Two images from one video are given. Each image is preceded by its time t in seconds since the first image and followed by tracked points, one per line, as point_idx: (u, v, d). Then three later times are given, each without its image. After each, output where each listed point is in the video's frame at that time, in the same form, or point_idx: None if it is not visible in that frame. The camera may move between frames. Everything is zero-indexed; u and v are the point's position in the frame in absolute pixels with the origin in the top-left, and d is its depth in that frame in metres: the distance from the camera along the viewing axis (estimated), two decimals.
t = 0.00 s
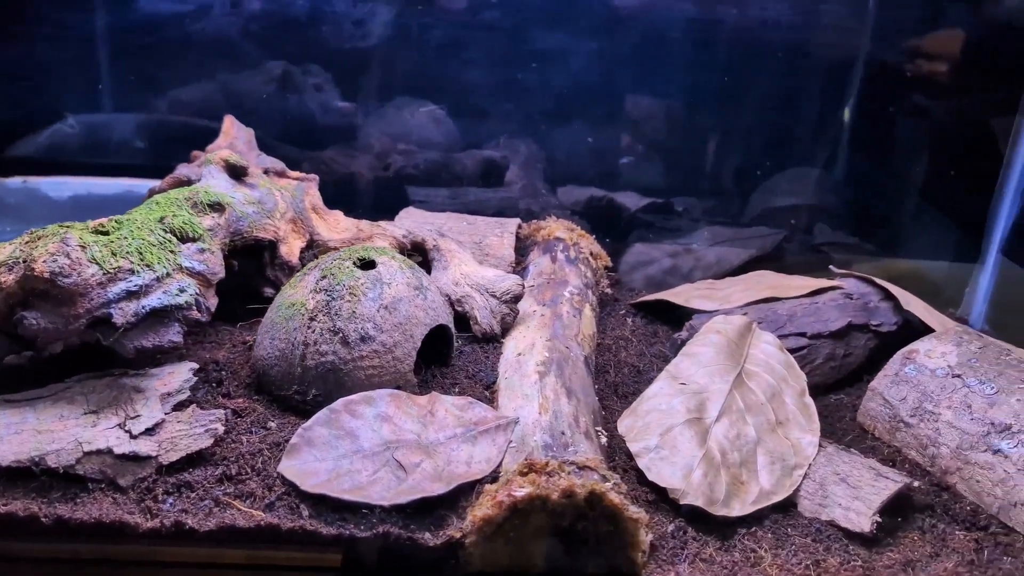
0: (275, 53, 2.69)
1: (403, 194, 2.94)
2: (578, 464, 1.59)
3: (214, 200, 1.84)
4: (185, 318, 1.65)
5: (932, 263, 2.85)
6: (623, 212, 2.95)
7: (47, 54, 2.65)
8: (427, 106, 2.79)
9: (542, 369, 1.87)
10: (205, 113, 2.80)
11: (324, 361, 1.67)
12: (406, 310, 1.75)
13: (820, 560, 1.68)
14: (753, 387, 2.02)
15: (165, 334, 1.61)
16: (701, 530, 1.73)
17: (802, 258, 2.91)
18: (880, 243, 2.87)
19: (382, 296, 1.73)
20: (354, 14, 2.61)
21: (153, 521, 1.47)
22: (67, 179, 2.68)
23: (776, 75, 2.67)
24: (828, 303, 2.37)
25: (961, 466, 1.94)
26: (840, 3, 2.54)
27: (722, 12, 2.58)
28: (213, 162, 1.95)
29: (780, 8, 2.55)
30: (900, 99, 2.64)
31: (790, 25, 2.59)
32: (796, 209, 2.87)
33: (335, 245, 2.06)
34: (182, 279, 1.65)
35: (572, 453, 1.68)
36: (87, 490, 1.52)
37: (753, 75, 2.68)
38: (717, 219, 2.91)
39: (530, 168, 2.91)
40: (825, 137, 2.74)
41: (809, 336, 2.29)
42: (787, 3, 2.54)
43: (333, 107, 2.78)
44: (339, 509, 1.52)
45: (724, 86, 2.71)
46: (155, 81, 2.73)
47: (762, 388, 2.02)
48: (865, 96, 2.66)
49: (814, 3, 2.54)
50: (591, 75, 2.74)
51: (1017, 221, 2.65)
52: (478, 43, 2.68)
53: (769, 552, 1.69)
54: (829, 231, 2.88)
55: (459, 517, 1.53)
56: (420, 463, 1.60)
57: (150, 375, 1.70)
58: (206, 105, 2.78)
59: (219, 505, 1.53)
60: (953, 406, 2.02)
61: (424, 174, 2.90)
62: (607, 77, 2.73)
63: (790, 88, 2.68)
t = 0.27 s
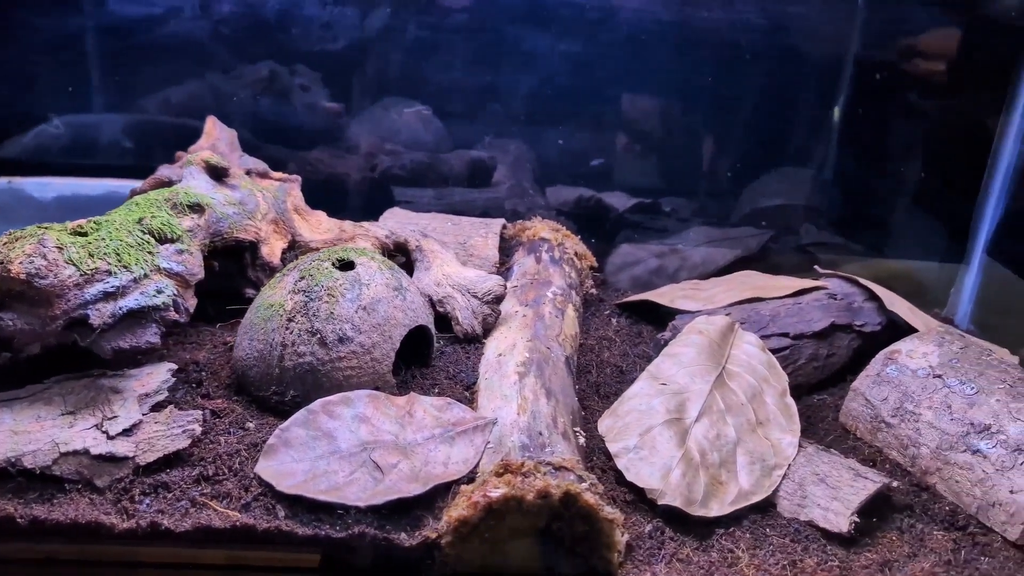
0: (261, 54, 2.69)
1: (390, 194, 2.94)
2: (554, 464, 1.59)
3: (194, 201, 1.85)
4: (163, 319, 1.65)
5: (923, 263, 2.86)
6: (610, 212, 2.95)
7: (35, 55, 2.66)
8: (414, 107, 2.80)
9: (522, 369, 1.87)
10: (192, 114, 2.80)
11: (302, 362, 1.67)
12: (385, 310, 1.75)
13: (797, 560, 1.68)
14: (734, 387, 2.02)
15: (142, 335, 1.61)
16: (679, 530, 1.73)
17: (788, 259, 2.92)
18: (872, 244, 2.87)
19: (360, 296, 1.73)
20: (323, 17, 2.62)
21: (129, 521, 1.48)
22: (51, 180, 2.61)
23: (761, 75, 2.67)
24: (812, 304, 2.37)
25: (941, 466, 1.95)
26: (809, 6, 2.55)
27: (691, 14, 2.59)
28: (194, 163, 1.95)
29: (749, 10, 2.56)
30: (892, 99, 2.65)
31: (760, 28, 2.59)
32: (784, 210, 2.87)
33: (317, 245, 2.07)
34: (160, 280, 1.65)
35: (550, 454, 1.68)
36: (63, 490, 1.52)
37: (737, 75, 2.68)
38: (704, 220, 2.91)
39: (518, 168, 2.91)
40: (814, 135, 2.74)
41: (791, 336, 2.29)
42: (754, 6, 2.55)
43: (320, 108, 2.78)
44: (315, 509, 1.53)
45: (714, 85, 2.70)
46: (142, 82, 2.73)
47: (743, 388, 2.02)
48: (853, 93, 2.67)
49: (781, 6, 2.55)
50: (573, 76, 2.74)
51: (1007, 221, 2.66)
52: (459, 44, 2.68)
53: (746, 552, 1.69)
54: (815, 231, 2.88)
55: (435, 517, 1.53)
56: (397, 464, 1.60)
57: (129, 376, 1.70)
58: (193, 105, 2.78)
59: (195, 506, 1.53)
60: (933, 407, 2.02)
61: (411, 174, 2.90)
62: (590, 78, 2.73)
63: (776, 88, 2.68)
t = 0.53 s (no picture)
0: (248, 54, 2.69)
1: (378, 194, 2.95)
2: (530, 466, 1.59)
3: (174, 203, 1.86)
4: (141, 320, 1.65)
5: (910, 262, 2.88)
6: (598, 212, 2.95)
7: (24, 56, 2.67)
8: (402, 108, 2.80)
9: (502, 370, 1.88)
10: (180, 114, 2.80)
11: (280, 363, 1.68)
12: (363, 312, 1.76)
13: (774, 560, 1.69)
14: (714, 388, 2.03)
15: (120, 336, 1.62)
16: (656, 530, 1.74)
17: (773, 259, 2.93)
18: (860, 242, 2.89)
19: (339, 298, 1.74)
20: (293, 21, 2.63)
21: (106, 522, 1.48)
22: (37, 180, 2.60)
23: (748, 73, 2.66)
24: (795, 304, 2.38)
25: (920, 466, 1.96)
26: (779, 9, 2.55)
27: (659, 17, 2.59)
28: (174, 164, 1.96)
29: (714, 14, 2.56)
30: (887, 96, 2.66)
31: (728, 31, 2.59)
32: (771, 210, 2.87)
33: (299, 246, 2.08)
34: (138, 281, 1.66)
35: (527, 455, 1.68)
36: (41, 491, 1.53)
37: (720, 74, 2.67)
38: (691, 220, 2.92)
39: (505, 168, 2.92)
40: (804, 134, 2.74)
41: (774, 337, 2.29)
42: (720, 9, 2.56)
43: (307, 108, 2.79)
44: (290, 510, 1.53)
45: (704, 85, 2.70)
46: (130, 82, 2.74)
47: (723, 389, 2.03)
48: (844, 91, 2.67)
49: (750, 10, 2.55)
50: (555, 76, 2.74)
51: (992, 222, 2.67)
52: (441, 44, 2.68)
53: (723, 553, 1.70)
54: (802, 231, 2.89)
55: (411, 518, 1.53)
56: (374, 465, 1.61)
57: (108, 377, 1.71)
58: (181, 105, 2.78)
59: (172, 507, 1.54)
60: (913, 407, 2.02)
61: (398, 175, 2.91)
62: (573, 79, 2.74)
63: (762, 87, 2.68)
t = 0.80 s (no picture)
0: (237, 54, 2.70)
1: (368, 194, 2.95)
2: (511, 464, 1.59)
3: (158, 202, 1.86)
4: (123, 320, 1.66)
5: (900, 261, 2.89)
6: (587, 211, 2.95)
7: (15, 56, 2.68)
8: (391, 108, 2.80)
9: (486, 369, 1.88)
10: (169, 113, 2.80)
11: (262, 362, 1.69)
12: (346, 311, 1.77)
13: (755, 559, 1.69)
14: (698, 386, 2.03)
15: (102, 336, 1.62)
16: (638, 528, 1.74)
17: (762, 258, 2.93)
18: (850, 240, 2.90)
19: (321, 297, 1.75)
20: (268, 21, 2.63)
21: (87, 521, 1.49)
22: (25, 179, 2.60)
23: (737, 73, 2.67)
24: (781, 303, 2.38)
25: (903, 465, 1.96)
26: (767, 8, 2.55)
27: (633, 18, 2.61)
28: (159, 163, 1.98)
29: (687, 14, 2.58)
30: (882, 94, 2.68)
31: (704, 31, 2.61)
32: (760, 209, 2.88)
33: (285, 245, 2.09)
34: (120, 280, 1.66)
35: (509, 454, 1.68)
36: (23, 490, 1.53)
37: (708, 74, 2.67)
38: (680, 219, 2.92)
39: (495, 168, 2.92)
40: (794, 132, 2.75)
41: (760, 336, 2.30)
42: (695, 10, 2.57)
43: (297, 108, 2.79)
44: (271, 509, 1.54)
45: (696, 84, 2.69)
46: (120, 82, 2.74)
47: (707, 388, 2.04)
48: (836, 88, 2.68)
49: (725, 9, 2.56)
50: (541, 76, 2.75)
51: (979, 222, 2.68)
52: (427, 44, 2.69)
53: (704, 551, 1.70)
54: (791, 230, 2.90)
55: (391, 517, 1.54)
56: (355, 464, 1.61)
57: (91, 376, 1.72)
58: (170, 104, 2.78)
59: (154, 505, 1.55)
60: (897, 406, 2.03)
61: (386, 174, 2.91)
62: (559, 78, 2.74)
63: (752, 86, 2.68)
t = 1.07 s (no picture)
0: (224, 52, 2.70)
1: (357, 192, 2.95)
2: (491, 461, 1.58)
3: (140, 200, 1.87)
4: (103, 317, 1.65)
5: (892, 259, 2.91)
6: (576, 210, 2.95)
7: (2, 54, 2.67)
8: (380, 106, 2.80)
9: (468, 367, 1.88)
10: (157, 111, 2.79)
11: (243, 360, 1.69)
12: (327, 309, 1.77)
13: (736, 556, 1.68)
14: (682, 384, 2.04)
15: (83, 333, 1.61)
16: (620, 526, 1.74)
17: (751, 256, 2.92)
18: (842, 238, 2.92)
19: (303, 294, 1.75)
20: (241, 17, 2.63)
21: (66, 518, 1.48)
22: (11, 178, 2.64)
23: (727, 71, 2.67)
24: (768, 301, 2.38)
25: (887, 463, 1.96)
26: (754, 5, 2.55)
27: (614, 16, 2.61)
28: (142, 161, 1.98)
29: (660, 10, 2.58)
30: (879, 92, 2.69)
31: (677, 27, 2.61)
32: (750, 207, 2.88)
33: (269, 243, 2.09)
34: (101, 278, 1.66)
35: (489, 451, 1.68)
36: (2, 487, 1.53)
37: (699, 72, 2.67)
38: (669, 218, 2.91)
39: (483, 166, 2.92)
40: (785, 130, 2.74)
41: (745, 334, 2.31)
42: (671, 8, 2.57)
43: (285, 106, 2.79)
44: (250, 506, 1.54)
45: (687, 82, 2.69)
46: (108, 79, 2.73)
47: (691, 385, 2.04)
48: (829, 85, 2.68)
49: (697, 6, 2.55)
50: (527, 74, 2.75)
51: (967, 220, 2.68)
52: (414, 42, 2.69)
53: (686, 549, 1.70)
54: (780, 228, 2.90)
55: (371, 514, 1.53)
56: (335, 461, 1.61)
57: (71, 374, 1.73)
58: (158, 102, 2.78)
59: (133, 503, 1.54)
60: (881, 404, 2.03)
61: (375, 172, 2.91)
62: (546, 77, 2.75)
63: (744, 84, 2.68)
